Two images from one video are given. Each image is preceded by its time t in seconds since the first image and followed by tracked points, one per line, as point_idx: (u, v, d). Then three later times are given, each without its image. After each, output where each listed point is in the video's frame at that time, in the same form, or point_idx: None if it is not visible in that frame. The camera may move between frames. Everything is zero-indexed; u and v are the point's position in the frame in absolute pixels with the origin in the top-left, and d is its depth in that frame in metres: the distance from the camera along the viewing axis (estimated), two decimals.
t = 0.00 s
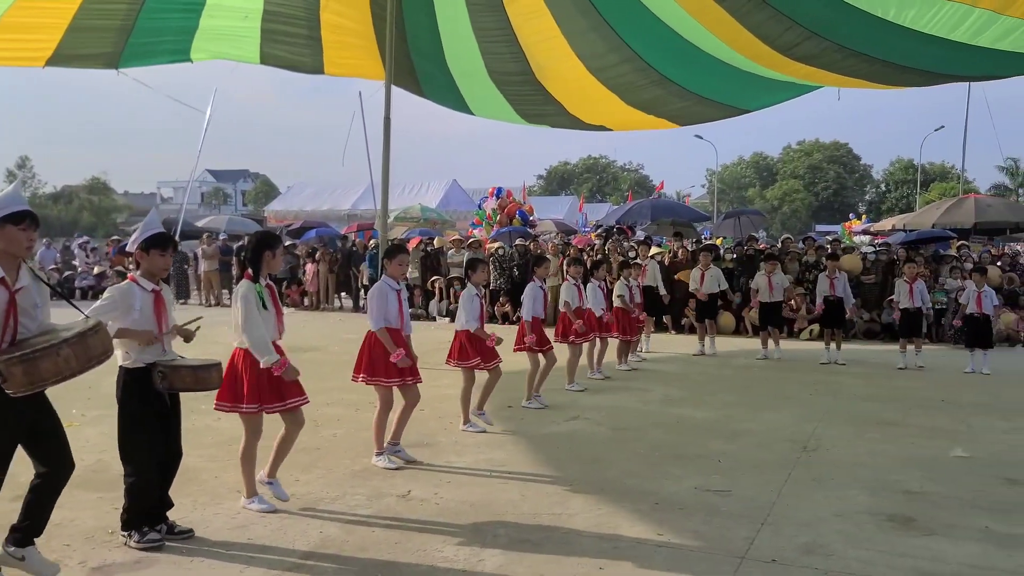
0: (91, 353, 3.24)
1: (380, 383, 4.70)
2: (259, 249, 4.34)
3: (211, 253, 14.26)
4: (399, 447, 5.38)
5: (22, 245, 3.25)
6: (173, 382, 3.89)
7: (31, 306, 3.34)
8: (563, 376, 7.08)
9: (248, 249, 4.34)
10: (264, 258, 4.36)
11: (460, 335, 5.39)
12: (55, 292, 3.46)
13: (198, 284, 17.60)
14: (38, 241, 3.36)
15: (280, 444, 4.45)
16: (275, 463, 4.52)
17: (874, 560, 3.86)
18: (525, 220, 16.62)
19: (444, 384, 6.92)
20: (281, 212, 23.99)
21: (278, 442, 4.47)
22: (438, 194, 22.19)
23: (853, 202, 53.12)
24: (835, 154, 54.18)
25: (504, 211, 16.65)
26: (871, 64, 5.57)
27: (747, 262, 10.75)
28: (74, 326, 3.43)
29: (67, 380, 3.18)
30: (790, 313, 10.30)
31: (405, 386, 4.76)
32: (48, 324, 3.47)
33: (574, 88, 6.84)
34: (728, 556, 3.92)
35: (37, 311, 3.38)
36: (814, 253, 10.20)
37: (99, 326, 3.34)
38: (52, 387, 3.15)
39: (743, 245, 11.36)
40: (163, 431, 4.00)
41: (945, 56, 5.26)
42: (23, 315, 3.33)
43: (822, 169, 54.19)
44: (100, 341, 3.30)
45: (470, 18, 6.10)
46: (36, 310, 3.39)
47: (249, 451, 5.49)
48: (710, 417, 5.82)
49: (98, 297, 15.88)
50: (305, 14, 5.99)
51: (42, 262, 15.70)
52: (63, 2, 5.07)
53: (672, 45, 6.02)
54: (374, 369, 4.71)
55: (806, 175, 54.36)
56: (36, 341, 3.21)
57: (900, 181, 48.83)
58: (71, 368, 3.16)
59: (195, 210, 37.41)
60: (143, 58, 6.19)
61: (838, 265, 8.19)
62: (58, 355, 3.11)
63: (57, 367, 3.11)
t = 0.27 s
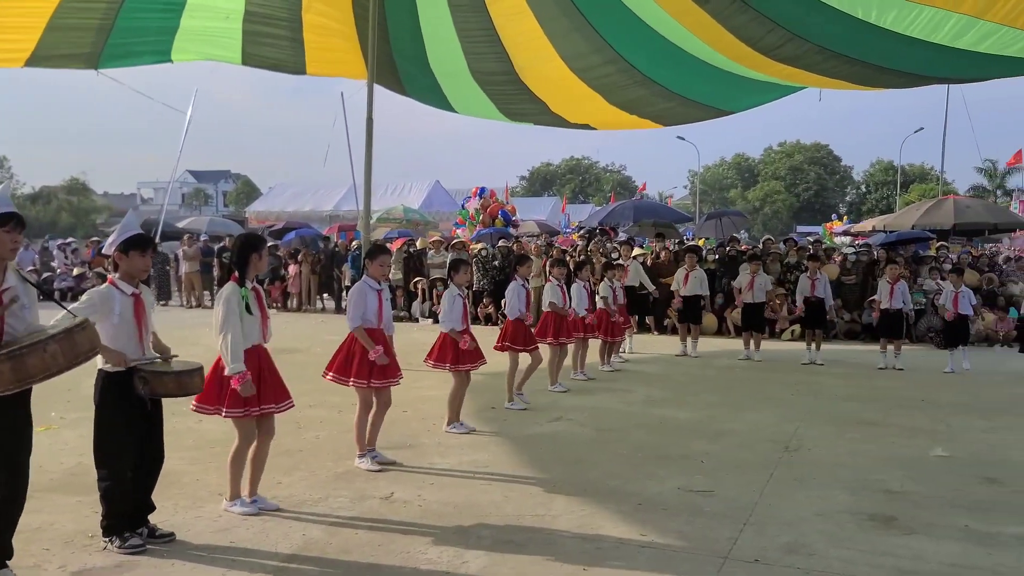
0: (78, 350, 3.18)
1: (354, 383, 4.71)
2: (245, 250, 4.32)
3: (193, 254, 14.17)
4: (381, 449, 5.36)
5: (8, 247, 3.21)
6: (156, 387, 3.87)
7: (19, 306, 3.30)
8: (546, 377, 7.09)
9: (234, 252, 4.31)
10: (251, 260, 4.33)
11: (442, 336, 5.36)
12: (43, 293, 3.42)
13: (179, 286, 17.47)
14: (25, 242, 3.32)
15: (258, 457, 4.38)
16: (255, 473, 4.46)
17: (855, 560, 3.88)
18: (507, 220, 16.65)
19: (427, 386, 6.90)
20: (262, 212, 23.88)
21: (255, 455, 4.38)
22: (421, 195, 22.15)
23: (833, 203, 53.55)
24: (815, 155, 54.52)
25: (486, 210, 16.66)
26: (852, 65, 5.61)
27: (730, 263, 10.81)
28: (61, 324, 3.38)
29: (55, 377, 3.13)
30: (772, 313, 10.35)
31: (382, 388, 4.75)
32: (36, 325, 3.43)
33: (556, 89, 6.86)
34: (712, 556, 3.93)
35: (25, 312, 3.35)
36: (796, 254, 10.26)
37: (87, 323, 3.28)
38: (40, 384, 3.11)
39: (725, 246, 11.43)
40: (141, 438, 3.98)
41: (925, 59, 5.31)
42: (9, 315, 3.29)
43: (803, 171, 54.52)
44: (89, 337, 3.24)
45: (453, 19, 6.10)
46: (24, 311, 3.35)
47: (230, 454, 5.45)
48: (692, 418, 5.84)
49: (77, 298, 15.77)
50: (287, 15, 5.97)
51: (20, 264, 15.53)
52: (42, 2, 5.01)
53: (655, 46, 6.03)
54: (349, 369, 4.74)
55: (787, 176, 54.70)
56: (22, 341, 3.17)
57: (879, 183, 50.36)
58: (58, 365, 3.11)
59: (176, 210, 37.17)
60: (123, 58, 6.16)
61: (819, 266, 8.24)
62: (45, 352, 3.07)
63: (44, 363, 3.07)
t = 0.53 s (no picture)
0: (56, 354, 3.15)
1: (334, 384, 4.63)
2: (233, 250, 4.26)
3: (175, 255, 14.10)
4: (366, 451, 5.34)
5: None
6: (136, 390, 3.83)
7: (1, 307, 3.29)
8: (532, 377, 7.09)
9: (219, 251, 4.25)
10: (239, 260, 4.28)
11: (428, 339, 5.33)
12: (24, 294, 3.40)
13: (161, 287, 17.36)
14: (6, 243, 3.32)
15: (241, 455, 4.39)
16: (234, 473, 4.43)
17: (838, 559, 3.90)
18: (492, 220, 16.69)
19: (412, 387, 6.88)
20: (245, 213, 23.81)
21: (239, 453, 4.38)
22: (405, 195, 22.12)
23: (816, 204, 53.87)
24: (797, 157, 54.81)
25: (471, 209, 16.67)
26: (836, 66, 5.64)
27: (714, 263, 10.86)
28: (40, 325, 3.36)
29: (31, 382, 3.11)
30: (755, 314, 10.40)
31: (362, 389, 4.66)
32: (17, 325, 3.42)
33: (541, 89, 6.87)
34: (696, 556, 3.95)
35: (6, 313, 3.34)
36: (779, 254, 10.32)
37: (66, 326, 3.25)
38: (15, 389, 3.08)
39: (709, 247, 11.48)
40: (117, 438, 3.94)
41: (908, 61, 5.36)
42: None
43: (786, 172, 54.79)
44: (67, 341, 3.22)
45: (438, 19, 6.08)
46: (6, 312, 3.34)
47: (213, 456, 5.42)
48: (677, 418, 5.85)
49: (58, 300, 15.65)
50: (271, 15, 5.95)
51: None
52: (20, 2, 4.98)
53: (639, 47, 6.05)
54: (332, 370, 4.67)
55: (770, 177, 54.94)
56: None
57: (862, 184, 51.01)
58: (37, 370, 3.09)
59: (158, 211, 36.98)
60: (105, 58, 6.12)
61: (803, 266, 8.28)
62: (23, 357, 3.04)
63: (21, 368, 3.04)
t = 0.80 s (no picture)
0: (35, 359, 3.13)
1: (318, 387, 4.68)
2: (212, 251, 4.22)
3: (157, 256, 14.04)
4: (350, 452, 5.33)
5: None
6: (119, 391, 3.75)
7: None
8: (516, 378, 7.09)
9: (199, 253, 4.21)
10: (218, 261, 4.24)
11: (411, 340, 5.33)
12: None
13: (143, 288, 17.25)
14: None
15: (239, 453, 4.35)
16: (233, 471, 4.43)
17: (821, 558, 3.92)
18: (477, 218, 16.60)
19: (396, 388, 6.87)
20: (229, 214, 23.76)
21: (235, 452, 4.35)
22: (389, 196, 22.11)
23: (800, 206, 54.07)
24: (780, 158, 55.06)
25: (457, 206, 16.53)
26: (819, 66, 5.67)
27: (698, 263, 10.90)
28: (15, 330, 3.31)
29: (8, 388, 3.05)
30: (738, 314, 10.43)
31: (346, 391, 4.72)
32: None
33: (526, 89, 6.87)
34: (679, 556, 3.95)
35: None
36: (762, 255, 10.37)
37: (43, 331, 3.23)
38: None
39: (692, 247, 11.53)
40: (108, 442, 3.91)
41: (890, 62, 5.39)
42: None
43: (769, 172, 54.82)
44: (46, 346, 3.19)
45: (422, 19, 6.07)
46: None
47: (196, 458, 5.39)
48: (661, 419, 5.86)
49: (38, 301, 15.52)
50: (255, 14, 5.92)
51: None
52: None
53: (624, 48, 6.05)
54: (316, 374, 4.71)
55: (754, 177, 55.21)
56: None
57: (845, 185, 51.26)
58: (16, 375, 3.05)
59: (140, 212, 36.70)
60: (86, 57, 6.08)
61: (785, 267, 8.31)
62: (2, 363, 3.01)
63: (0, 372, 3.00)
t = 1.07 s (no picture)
0: (12, 359, 3.12)
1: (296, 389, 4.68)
2: (190, 254, 4.20)
3: (138, 257, 14.01)
4: (332, 453, 5.31)
5: None
6: (97, 394, 3.74)
7: None
8: (500, 379, 7.08)
9: (179, 255, 4.19)
10: (197, 263, 4.22)
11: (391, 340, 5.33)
12: None
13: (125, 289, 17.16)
14: None
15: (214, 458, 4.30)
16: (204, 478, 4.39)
17: (801, 557, 3.93)
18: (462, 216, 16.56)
19: (379, 389, 6.87)
20: (211, 214, 23.68)
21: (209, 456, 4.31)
22: (373, 196, 22.07)
23: (782, 206, 54.44)
24: (763, 158, 55.28)
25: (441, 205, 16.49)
26: (801, 66, 5.70)
27: (681, 264, 10.94)
28: None
29: None
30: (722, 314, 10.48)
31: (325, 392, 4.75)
32: None
33: (509, 88, 6.87)
34: (660, 556, 3.96)
35: None
36: (745, 255, 10.41)
37: (20, 332, 3.22)
38: None
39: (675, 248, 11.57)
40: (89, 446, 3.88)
41: (871, 61, 5.43)
42: None
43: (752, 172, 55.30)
44: (23, 347, 3.19)
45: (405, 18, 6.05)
46: None
47: (178, 460, 5.37)
48: (644, 419, 5.87)
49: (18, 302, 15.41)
50: (236, 13, 5.90)
51: None
52: None
53: (607, 48, 6.05)
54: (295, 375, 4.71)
55: (738, 177, 55.62)
56: None
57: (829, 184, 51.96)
58: None
59: (122, 211, 36.47)
60: (65, 55, 6.05)
61: (768, 267, 8.35)
62: None
63: None
